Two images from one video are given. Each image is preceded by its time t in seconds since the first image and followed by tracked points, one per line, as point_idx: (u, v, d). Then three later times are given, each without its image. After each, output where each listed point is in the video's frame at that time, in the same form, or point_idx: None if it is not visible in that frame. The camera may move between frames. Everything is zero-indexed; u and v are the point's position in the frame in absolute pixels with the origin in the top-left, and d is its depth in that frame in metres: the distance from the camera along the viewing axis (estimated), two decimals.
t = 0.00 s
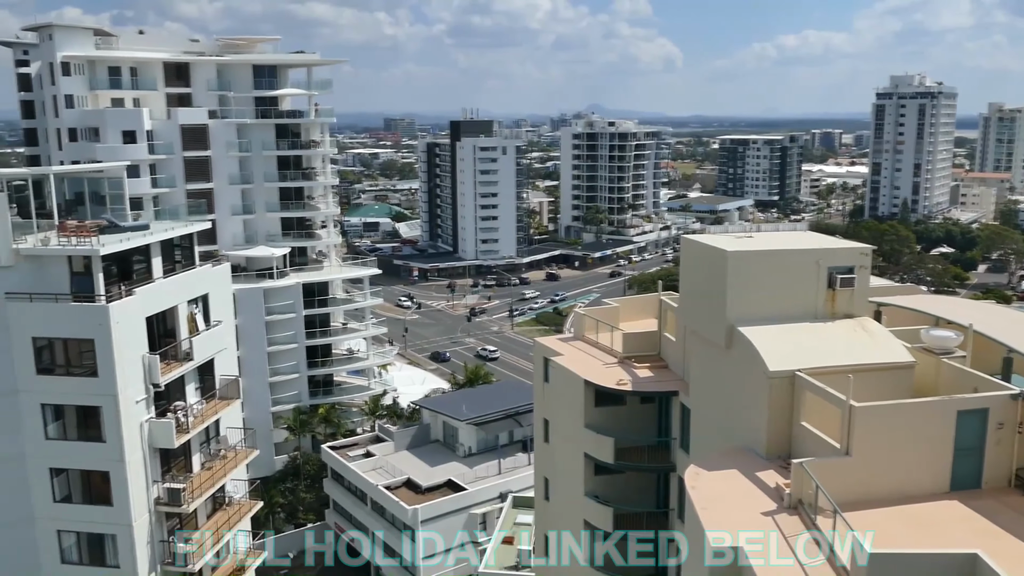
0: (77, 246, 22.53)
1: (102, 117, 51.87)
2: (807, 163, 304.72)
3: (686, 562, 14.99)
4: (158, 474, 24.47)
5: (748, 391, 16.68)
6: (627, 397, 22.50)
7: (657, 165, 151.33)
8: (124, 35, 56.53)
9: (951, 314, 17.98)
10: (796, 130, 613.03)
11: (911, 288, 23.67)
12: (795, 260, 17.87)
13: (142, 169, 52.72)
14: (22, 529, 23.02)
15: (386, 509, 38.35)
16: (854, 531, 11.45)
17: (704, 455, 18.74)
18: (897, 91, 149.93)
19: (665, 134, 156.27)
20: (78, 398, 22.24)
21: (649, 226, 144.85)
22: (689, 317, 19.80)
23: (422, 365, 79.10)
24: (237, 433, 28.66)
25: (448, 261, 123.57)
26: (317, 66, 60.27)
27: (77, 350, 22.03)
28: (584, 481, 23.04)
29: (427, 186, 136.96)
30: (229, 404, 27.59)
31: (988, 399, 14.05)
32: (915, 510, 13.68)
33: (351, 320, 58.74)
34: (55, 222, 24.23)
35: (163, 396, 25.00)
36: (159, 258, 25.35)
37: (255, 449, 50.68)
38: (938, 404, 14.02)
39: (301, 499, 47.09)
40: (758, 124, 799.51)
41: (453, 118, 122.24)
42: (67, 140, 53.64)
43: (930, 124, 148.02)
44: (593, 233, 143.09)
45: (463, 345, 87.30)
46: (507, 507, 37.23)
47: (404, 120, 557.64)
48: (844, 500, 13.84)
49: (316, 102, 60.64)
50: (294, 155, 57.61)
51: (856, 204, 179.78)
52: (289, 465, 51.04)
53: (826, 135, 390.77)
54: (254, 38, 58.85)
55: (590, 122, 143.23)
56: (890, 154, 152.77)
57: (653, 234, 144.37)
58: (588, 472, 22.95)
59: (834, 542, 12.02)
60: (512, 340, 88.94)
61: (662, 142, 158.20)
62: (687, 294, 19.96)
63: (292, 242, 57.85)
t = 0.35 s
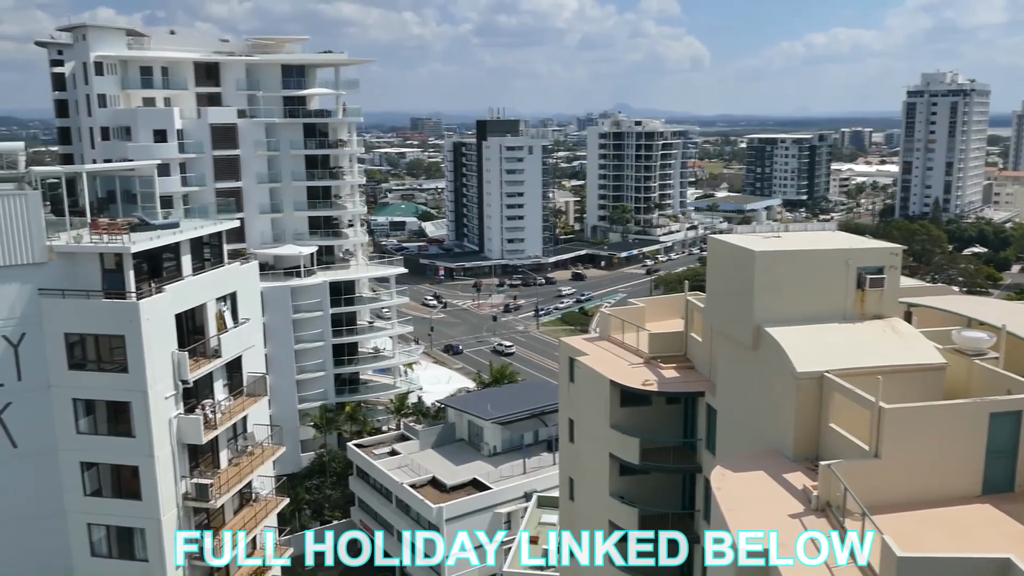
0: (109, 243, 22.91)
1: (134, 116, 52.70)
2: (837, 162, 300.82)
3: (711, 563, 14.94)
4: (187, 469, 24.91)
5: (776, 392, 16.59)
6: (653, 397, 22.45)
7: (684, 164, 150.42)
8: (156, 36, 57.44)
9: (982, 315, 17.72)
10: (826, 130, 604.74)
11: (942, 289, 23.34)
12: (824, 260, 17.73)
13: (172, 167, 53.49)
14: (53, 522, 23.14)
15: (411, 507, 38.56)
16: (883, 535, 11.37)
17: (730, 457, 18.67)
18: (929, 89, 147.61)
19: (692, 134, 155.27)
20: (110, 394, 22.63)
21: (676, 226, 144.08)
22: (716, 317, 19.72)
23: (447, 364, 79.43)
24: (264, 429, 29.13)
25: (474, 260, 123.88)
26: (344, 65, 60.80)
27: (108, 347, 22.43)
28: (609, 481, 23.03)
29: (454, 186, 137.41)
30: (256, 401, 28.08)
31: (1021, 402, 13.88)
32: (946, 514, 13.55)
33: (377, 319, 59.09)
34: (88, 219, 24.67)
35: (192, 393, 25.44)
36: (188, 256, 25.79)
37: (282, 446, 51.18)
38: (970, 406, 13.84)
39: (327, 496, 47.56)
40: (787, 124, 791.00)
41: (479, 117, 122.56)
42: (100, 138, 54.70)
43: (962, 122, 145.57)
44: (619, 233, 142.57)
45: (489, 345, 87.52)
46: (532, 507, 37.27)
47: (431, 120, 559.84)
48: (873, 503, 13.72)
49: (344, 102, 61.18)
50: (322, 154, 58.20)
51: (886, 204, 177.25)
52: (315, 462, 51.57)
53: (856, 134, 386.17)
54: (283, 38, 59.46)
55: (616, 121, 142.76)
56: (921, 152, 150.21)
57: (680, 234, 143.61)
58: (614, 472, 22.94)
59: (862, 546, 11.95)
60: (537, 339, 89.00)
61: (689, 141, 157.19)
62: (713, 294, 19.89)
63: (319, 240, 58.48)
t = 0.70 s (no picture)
0: (144, 244, 23.36)
1: (169, 119, 53.50)
2: (872, 165, 296.03)
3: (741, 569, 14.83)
4: (219, 468, 25.35)
5: (807, 398, 16.42)
6: (682, 402, 22.35)
7: (715, 167, 149.17)
8: (191, 40, 58.58)
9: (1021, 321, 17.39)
10: (862, 131, 595.05)
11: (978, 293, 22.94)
12: (857, 264, 17.52)
13: (206, 169, 54.10)
14: (88, 518, 23.57)
15: (439, 509, 38.72)
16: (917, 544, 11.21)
17: (761, 463, 18.53)
18: (967, 90, 144.77)
19: (724, 136, 153.93)
20: (145, 393, 23.12)
21: (707, 229, 142.93)
22: (747, 321, 19.56)
23: (476, 366, 79.64)
24: (295, 429, 29.54)
25: (504, 263, 124.00)
26: (375, 69, 61.35)
27: (143, 346, 22.88)
28: (637, 485, 22.97)
29: (484, 188, 137.69)
30: (287, 402, 28.50)
31: None
32: (982, 524, 13.33)
33: (407, 321, 59.48)
34: (124, 221, 25.11)
35: (225, 393, 25.89)
36: (222, 257, 26.21)
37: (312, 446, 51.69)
38: (1007, 415, 13.62)
39: (357, 496, 47.91)
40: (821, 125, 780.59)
41: (509, 119, 122.66)
42: (136, 141, 55.55)
43: (1001, 124, 142.48)
44: (649, 235, 141.88)
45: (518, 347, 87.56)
46: (561, 510, 37.22)
47: (461, 122, 561.73)
48: (907, 511, 13.52)
49: (375, 105, 61.71)
50: (353, 157, 58.77)
51: (922, 207, 174.01)
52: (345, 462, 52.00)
53: (891, 136, 379.87)
54: (316, 42, 60.18)
55: (647, 124, 142.05)
56: (959, 155, 147.20)
57: (711, 237, 142.41)
58: (642, 476, 22.87)
59: (897, 554, 11.79)
60: (566, 342, 88.88)
61: (720, 144, 155.82)
62: (745, 298, 19.75)
63: (351, 242, 59.04)
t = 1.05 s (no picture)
0: (171, 244, 23.67)
1: (196, 121, 54.22)
2: (900, 165, 291.95)
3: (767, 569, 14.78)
4: (244, 467, 25.65)
5: (834, 400, 16.30)
6: (707, 403, 22.26)
7: (741, 168, 148.06)
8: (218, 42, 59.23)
9: None
10: (890, 131, 586.36)
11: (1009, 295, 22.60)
12: (885, 265, 17.36)
13: (233, 171, 54.82)
14: (116, 514, 24.08)
15: (462, 509, 38.85)
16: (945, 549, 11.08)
17: (786, 465, 18.42)
18: (998, 89, 142.31)
19: (750, 136, 152.74)
20: (172, 392, 23.45)
21: (732, 230, 141.85)
22: (773, 323, 19.44)
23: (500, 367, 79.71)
24: (320, 429, 29.86)
25: (528, 264, 124.06)
26: (400, 70, 61.71)
27: (170, 345, 23.24)
28: (662, 487, 22.91)
29: (508, 189, 137.95)
30: (312, 401, 28.83)
31: None
32: (1012, 529, 13.15)
33: (431, 321, 59.74)
34: (152, 222, 25.59)
35: (251, 393, 26.24)
36: (248, 257, 26.58)
37: (336, 446, 52.01)
38: None
39: (380, 496, 48.17)
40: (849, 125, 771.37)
41: (534, 121, 122.78)
42: (164, 143, 56.41)
43: None
44: (674, 236, 141.18)
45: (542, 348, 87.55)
46: (584, 511, 37.16)
47: (486, 123, 563.32)
48: (935, 515, 13.36)
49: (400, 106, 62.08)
50: (378, 158, 59.17)
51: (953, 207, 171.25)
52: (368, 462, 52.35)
53: (921, 136, 374.38)
54: (341, 43, 60.66)
55: (672, 124, 141.32)
56: (989, 155, 144.71)
57: (737, 238, 141.31)
58: (667, 478, 22.81)
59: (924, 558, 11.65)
60: (590, 343, 88.71)
61: (746, 144, 154.65)
62: (770, 299, 19.62)
63: (375, 242, 59.41)
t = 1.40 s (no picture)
0: (202, 248, 24.01)
1: (228, 127, 55.17)
2: (933, 170, 287.26)
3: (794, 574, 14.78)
4: (273, 469, 26.00)
5: (864, 407, 16.12)
6: (735, 410, 22.14)
7: (770, 172, 146.66)
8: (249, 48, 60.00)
9: None
10: (923, 134, 577.28)
11: None
12: (917, 271, 17.16)
13: (263, 176, 55.76)
14: (147, 514, 24.52)
15: (489, 513, 38.87)
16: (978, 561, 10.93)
17: (815, 473, 18.23)
18: None
19: (779, 140, 151.38)
20: (202, 393, 23.86)
21: (761, 235, 140.56)
22: (802, 328, 19.29)
23: (526, 372, 79.74)
24: (347, 432, 30.20)
25: (554, 268, 123.99)
26: (428, 76, 62.12)
27: (201, 348, 23.70)
28: (688, 494, 22.80)
29: (536, 193, 138.13)
30: (340, 404, 29.18)
31: None
32: None
33: (458, 325, 59.96)
34: (184, 226, 26.06)
35: (279, 395, 26.63)
36: (277, 261, 26.91)
37: (363, 449, 52.37)
38: None
39: (407, 499, 48.41)
40: (881, 129, 760.98)
41: (561, 125, 122.82)
42: (196, 148, 57.27)
43: None
44: (702, 241, 140.23)
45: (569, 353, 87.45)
46: (610, 517, 37.04)
47: (513, 128, 564.66)
48: (968, 526, 13.16)
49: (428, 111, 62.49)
50: (406, 162, 59.59)
51: (989, 213, 168.02)
52: (395, 465, 52.64)
53: (955, 140, 368.07)
54: (370, 49, 61.24)
55: (701, 128, 140.51)
56: None
57: (766, 243, 140.00)
58: (693, 485, 22.68)
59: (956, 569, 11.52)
60: (617, 348, 88.39)
61: (776, 148, 153.24)
62: (800, 305, 19.48)
63: (403, 246, 59.78)
